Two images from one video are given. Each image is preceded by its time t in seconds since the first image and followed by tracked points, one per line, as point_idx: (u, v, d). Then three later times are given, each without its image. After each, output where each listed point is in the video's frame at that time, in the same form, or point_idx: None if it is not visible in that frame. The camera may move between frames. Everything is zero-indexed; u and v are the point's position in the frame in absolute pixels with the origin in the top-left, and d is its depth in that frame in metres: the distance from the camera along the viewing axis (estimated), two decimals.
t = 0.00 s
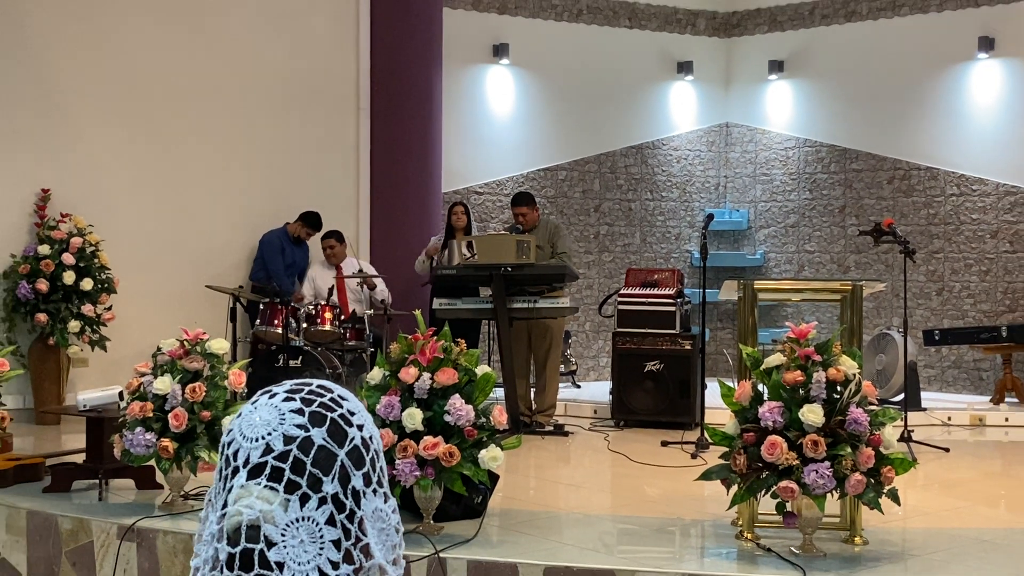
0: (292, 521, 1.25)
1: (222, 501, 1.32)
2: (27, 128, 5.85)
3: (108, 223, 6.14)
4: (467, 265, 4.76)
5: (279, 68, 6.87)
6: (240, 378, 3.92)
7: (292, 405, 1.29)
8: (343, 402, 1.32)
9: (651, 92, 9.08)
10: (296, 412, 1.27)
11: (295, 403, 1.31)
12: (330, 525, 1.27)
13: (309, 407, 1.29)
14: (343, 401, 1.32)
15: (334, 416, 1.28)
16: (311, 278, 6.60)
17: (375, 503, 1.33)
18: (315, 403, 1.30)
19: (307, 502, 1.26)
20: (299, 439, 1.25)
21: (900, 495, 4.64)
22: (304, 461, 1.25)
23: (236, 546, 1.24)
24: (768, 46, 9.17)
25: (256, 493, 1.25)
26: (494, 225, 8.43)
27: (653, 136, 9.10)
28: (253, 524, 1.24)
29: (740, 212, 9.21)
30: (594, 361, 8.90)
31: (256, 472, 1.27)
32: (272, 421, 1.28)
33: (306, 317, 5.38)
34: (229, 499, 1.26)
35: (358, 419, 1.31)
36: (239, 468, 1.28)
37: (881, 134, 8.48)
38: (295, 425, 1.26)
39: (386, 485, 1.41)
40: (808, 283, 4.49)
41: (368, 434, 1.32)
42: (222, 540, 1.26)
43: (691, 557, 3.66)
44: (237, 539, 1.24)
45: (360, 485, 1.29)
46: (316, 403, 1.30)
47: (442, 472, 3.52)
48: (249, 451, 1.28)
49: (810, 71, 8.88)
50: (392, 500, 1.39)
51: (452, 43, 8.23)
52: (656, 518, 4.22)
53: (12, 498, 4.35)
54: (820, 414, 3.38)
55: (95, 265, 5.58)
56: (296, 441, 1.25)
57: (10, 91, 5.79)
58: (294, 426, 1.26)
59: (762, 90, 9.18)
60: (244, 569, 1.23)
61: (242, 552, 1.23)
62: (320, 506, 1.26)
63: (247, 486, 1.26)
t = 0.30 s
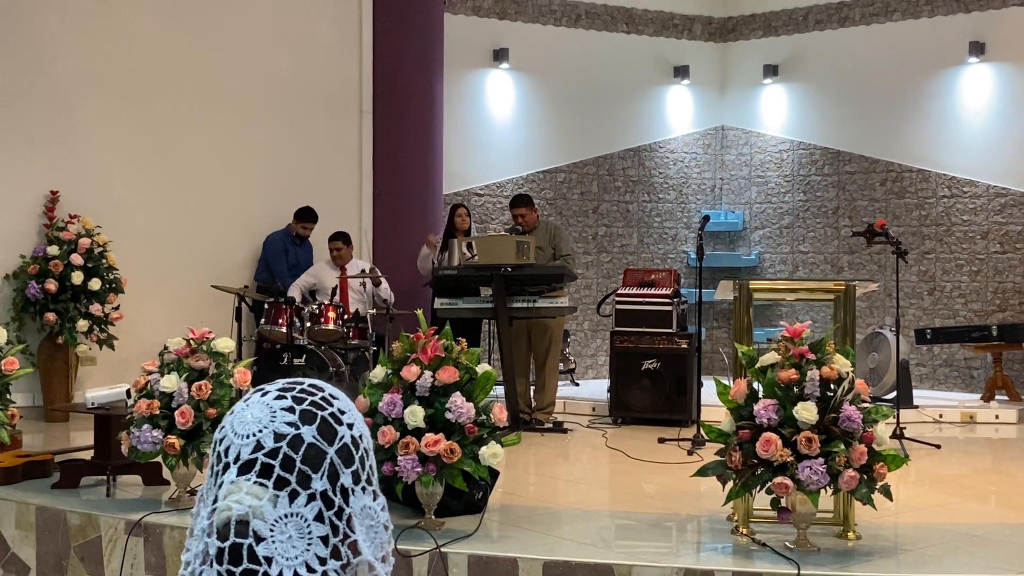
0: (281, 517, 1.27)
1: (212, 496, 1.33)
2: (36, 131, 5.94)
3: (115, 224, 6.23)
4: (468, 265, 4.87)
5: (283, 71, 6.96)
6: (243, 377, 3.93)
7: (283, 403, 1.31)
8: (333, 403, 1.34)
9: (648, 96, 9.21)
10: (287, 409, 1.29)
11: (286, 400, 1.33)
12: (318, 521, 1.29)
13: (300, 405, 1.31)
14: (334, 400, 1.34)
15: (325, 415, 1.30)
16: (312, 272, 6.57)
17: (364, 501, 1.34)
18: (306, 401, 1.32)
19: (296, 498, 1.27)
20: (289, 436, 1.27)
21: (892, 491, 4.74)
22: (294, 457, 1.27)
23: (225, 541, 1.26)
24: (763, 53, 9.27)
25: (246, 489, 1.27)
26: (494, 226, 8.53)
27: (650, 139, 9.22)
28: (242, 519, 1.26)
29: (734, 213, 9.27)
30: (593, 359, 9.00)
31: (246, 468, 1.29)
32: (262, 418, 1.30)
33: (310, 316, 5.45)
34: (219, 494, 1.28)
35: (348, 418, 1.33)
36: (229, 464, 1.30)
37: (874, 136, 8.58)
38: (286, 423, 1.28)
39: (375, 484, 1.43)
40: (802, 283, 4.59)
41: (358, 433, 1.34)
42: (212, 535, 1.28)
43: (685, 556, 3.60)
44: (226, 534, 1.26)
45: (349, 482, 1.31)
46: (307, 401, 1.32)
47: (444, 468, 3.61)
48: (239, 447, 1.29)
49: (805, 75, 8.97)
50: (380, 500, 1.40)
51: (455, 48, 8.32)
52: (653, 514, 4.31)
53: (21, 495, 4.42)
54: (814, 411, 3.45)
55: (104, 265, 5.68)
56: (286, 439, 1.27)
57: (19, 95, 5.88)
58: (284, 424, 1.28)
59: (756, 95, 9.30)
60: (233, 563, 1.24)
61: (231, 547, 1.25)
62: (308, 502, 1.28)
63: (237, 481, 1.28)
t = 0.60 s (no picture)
0: (247, 511, 1.25)
1: (178, 489, 1.30)
2: (47, 135, 6.08)
3: (125, 226, 6.37)
4: (469, 266, 5.02)
5: (289, 75, 7.07)
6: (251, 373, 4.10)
7: (251, 398, 1.27)
8: (301, 397, 1.30)
9: (644, 102, 9.35)
10: (253, 405, 1.25)
11: (253, 396, 1.29)
12: (285, 515, 1.26)
13: (266, 400, 1.27)
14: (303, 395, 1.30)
15: (292, 411, 1.26)
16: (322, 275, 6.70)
17: (332, 496, 1.30)
18: (273, 396, 1.28)
19: (262, 492, 1.24)
20: (255, 432, 1.23)
21: (881, 486, 4.87)
22: (260, 454, 1.23)
23: (192, 534, 1.25)
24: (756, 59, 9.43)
25: (212, 484, 1.25)
26: (495, 228, 8.67)
27: (647, 143, 9.36)
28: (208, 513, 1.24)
29: (729, 215, 9.44)
30: (590, 358, 9.13)
31: (212, 463, 1.26)
32: (229, 414, 1.26)
33: (315, 315, 5.67)
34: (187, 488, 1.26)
35: (315, 413, 1.29)
36: (196, 459, 1.27)
37: (863, 141, 8.74)
38: (252, 419, 1.24)
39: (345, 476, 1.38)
40: (794, 283, 4.72)
41: (327, 428, 1.29)
42: (180, 526, 1.27)
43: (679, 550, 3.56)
44: (193, 527, 1.25)
45: (316, 477, 1.27)
46: (274, 396, 1.28)
47: (445, 463, 3.75)
48: (207, 443, 1.26)
49: (796, 82, 9.14)
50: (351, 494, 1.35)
51: (456, 54, 8.46)
52: (650, 507, 4.44)
53: (38, 489, 4.56)
54: (806, 408, 3.58)
55: (115, 266, 5.86)
56: (252, 435, 1.23)
57: (30, 100, 6.02)
58: (250, 420, 1.24)
59: (749, 100, 9.46)
60: (201, 555, 1.25)
61: (198, 539, 1.25)
62: (275, 496, 1.25)
63: (204, 476, 1.26)
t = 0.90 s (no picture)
0: (205, 496, 1.26)
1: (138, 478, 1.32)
2: (60, 138, 6.21)
3: (135, 227, 6.50)
4: (469, 266, 5.15)
5: (294, 80, 7.25)
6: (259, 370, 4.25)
7: (207, 389, 1.28)
8: (257, 387, 1.31)
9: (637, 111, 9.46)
10: (211, 395, 1.27)
11: (211, 385, 1.30)
12: (244, 499, 1.27)
13: (223, 390, 1.29)
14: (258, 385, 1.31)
15: (247, 399, 1.28)
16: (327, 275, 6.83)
17: (290, 481, 1.30)
18: (230, 386, 1.30)
19: (220, 477, 1.25)
20: (211, 420, 1.25)
21: (871, 480, 5.00)
22: (216, 441, 1.25)
23: (153, 519, 1.27)
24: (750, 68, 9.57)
25: (171, 471, 1.26)
26: (495, 229, 8.78)
27: (644, 146, 9.48)
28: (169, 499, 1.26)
29: (723, 218, 9.58)
30: (588, 356, 9.27)
31: (171, 452, 1.28)
32: (187, 404, 1.27)
33: (320, 314, 5.77)
34: (147, 476, 1.28)
35: (272, 401, 1.30)
36: (157, 448, 1.29)
37: (854, 145, 8.89)
38: (209, 408, 1.26)
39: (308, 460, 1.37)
40: (786, 283, 4.84)
41: (283, 415, 1.30)
42: (141, 511, 1.29)
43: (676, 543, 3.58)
44: (153, 513, 1.27)
45: (274, 462, 1.28)
46: (230, 387, 1.29)
47: (447, 458, 3.87)
48: (166, 432, 1.28)
49: (789, 88, 9.28)
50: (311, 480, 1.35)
51: (457, 60, 8.60)
52: (645, 501, 4.57)
53: (50, 483, 4.67)
54: (798, 405, 3.67)
55: (126, 267, 6.02)
56: (208, 423, 1.25)
57: (43, 104, 6.14)
58: (207, 409, 1.26)
59: (743, 106, 9.62)
60: (161, 539, 1.27)
61: (159, 524, 1.27)
62: (232, 482, 1.25)
63: (164, 464, 1.27)
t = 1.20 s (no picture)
0: (167, 486, 1.26)
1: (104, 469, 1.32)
2: (67, 139, 6.28)
3: (141, 228, 6.58)
4: (469, 266, 5.21)
5: (296, 83, 7.36)
6: (262, 370, 4.25)
7: (172, 383, 1.29)
8: (223, 381, 1.31)
9: (637, 111, 9.55)
10: (175, 388, 1.28)
11: (176, 379, 1.31)
12: (205, 491, 1.26)
13: (188, 384, 1.29)
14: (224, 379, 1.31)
15: (211, 393, 1.28)
16: (329, 276, 6.85)
17: (253, 474, 1.30)
18: (195, 379, 1.30)
19: (181, 468, 1.26)
20: (174, 413, 1.25)
21: (867, 478, 5.06)
22: (178, 433, 1.25)
23: (114, 509, 1.27)
24: (747, 69, 9.62)
25: (133, 461, 1.26)
26: (495, 230, 8.85)
27: (641, 148, 9.56)
28: (130, 489, 1.26)
29: (720, 218, 9.64)
30: (587, 355, 9.33)
31: (135, 443, 1.28)
32: (152, 397, 1.28)
33: (322, 314, 5.83)
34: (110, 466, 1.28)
35: (236, 395, 1.30)
36: (121, 440, 1.29)
37: (851, 147, 8.94)
38: (172, 401, 1.27)
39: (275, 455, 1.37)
40: (783, 283, 4.89)
41: (249, 409, 1.31)
42: (101, 502, 1.29)
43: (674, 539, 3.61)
44: (114, 503, 1.27)
45: (236, 454, 1.27)
46: (195, 381, 1.29)
47: (448, 456, 3.94)
48: (131, 425, 1.28)
49: (787, 90, 9.32)
50: (277, 473, 1.35)
51: (458, 63, 8.66)
52: (643, 498, 4.63)
53: (54, 481, 4.70)
54: (795, 403, 3.71)
55: (130, 267, 6.08)
56: (170, 415, 1.25)
57: (48, 105, 6.19)
58: (169, 402, 1.26)
59: (739, 108, 9.67)
60: (121, 528, 1.26)
61: (119, 513, 1.27)
62: (194, 473, 1.26)
63: (127, 455, 1.27)
